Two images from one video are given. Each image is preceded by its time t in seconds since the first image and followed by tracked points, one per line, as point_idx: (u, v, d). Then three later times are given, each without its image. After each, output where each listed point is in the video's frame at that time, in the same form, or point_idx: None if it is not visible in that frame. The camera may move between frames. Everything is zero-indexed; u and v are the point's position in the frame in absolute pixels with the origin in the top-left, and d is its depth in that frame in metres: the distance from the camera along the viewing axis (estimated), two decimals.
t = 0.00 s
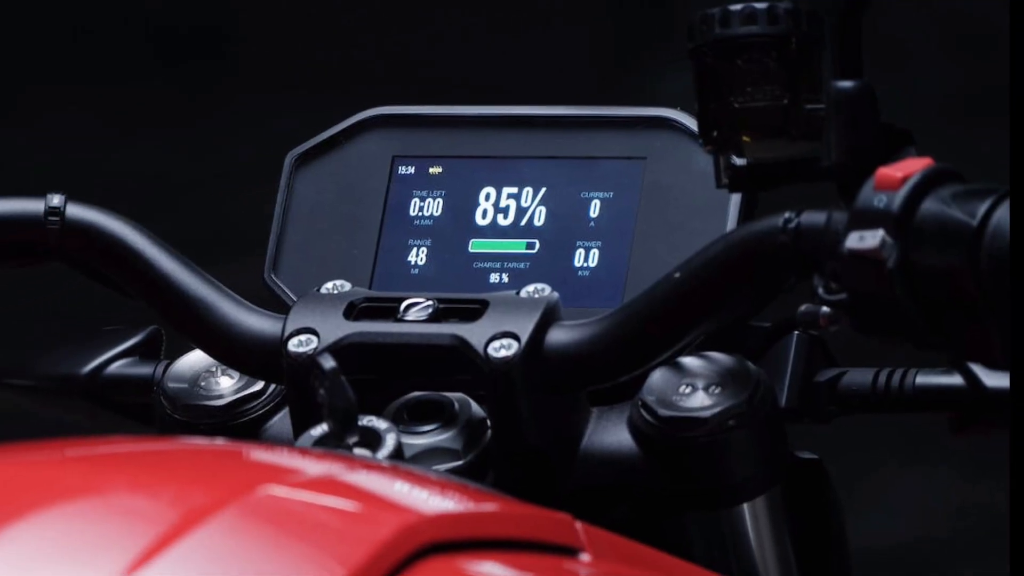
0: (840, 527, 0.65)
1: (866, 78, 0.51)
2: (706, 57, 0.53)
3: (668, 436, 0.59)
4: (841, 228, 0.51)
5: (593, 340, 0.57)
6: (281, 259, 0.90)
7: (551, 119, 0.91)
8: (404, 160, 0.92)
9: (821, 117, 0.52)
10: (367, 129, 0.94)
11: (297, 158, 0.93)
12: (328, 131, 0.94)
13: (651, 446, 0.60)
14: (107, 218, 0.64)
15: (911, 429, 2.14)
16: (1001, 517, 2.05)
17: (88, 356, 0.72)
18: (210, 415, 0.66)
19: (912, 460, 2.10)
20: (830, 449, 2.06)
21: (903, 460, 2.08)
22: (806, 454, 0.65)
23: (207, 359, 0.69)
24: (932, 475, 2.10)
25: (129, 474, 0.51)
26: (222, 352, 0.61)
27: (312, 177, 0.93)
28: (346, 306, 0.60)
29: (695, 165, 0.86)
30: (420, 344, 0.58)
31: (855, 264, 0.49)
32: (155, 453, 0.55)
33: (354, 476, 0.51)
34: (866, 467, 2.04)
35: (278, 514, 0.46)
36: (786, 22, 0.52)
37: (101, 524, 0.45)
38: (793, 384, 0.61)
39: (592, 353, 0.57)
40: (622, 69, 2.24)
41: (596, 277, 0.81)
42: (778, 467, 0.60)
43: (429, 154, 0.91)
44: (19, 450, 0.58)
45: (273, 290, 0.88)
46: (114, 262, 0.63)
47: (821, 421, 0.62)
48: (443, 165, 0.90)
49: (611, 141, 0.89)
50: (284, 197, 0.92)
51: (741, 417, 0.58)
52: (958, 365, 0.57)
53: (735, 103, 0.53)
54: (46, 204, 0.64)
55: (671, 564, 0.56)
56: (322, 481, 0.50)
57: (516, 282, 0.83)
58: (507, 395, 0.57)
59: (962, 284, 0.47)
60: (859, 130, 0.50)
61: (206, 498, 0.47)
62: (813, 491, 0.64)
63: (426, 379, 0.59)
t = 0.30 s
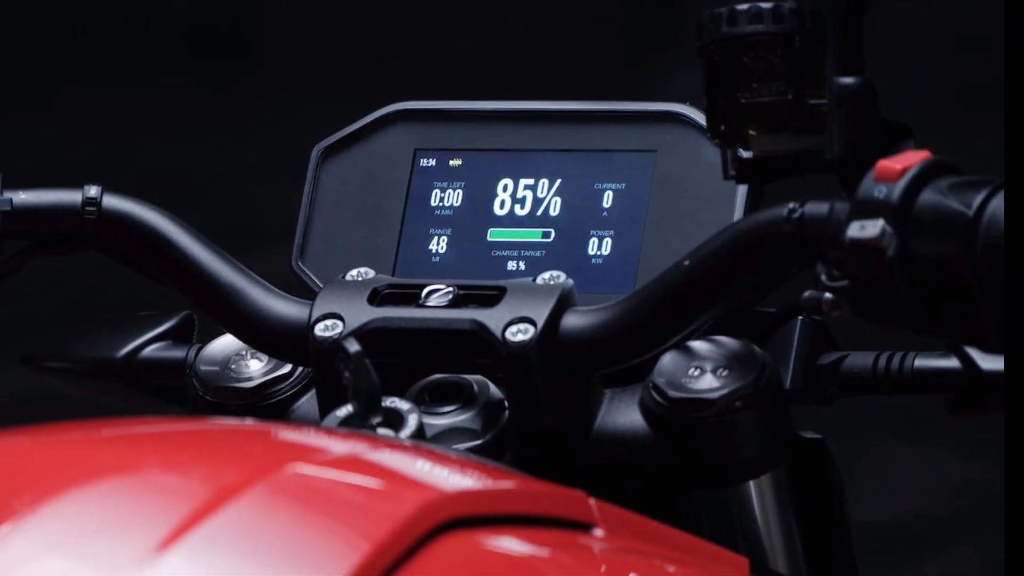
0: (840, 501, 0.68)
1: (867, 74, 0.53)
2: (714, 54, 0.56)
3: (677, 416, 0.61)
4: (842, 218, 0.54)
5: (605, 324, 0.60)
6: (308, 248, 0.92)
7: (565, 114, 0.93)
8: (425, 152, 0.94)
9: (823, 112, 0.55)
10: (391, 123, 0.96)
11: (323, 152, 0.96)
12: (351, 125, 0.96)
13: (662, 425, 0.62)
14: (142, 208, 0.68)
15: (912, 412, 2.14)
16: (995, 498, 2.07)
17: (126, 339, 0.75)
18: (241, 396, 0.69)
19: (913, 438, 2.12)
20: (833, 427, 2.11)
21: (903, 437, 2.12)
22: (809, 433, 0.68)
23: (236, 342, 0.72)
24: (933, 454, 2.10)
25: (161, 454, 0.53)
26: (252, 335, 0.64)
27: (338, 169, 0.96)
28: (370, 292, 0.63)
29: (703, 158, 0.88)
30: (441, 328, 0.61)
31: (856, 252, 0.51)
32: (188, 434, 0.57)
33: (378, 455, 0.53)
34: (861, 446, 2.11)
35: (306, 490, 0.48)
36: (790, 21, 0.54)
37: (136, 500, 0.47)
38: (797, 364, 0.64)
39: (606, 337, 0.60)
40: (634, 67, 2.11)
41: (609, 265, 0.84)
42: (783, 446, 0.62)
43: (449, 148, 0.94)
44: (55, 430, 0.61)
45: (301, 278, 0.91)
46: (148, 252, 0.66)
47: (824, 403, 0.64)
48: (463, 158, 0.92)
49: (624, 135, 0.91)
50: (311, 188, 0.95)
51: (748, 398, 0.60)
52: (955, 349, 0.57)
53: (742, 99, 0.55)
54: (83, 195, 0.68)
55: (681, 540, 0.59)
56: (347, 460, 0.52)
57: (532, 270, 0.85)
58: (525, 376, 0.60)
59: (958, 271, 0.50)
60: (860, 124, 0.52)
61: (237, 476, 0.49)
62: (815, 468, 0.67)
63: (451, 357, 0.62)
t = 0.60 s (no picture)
0: (842, 480, 0.71)
1: (868, 70, 0.55)
2: (721, 52, 0.59)
3: (685, 398, 0.63)
4: (844, 208, 0.56)
5: (617, 311, 0.62)
6: (333, 236, 0.95)
7: (578, 110, 0.96)
8: (445, 146, 0.97)
9: (825, 107, 0.58)
10: (412, 118, 0.99)
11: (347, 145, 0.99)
12: (375, 119, 0.99)
13: (671, 407, 0.65)
14: (175, 200, 0.72)
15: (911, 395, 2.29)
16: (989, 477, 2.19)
17: (160, 325, 0.79)
18: (268, 379, 0.72)
19: (911, 420, 2.24)
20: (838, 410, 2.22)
21: (903, 420, 2.23)
22: (812, 415, 0.71)
23: (265, 327, 0.75)
24: (926, 435, 2.23)
25: (191, 435, 0.56)
26: (279, 321, 0.67)
27: (361, 161, 0.98)
28: (392, 279, 0.66)
29: (710, 151, 0.90)
30: (460, 314, 0.63)
31: (857, 241, 0.54)
32: (219, 415, 0.59)
33: (399, 436, 0.55)
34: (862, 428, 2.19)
35: (330, 469, 0.50)
36: (794, 20, 0.57)
37: (167, 479, 0.49)
38: (801, 349, 0.66)
39: (617, 321, 0.62)
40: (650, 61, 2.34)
41: (620, 254, 0.87)
42: (787, 427, 0.65)
43: (467, 141, 0.96)
44: (90, 411, 0.63)
45: (326, 267, 0.94)
46: (181, 240, 0.70)
47: (826, 386, 0.67)
48: (481, 151, 0.95)
49: (633, 130, 0.93)
50: (335, 180, 0.97)
51: (753, 381, 0.62)
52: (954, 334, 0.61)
53: (748, 94, 0.58)
54: (117, 186, 0.72)
55: (689, 517, 0.61)
56: (370, 440, 0.54)
57: (547, 259, 0.88)
58: (539, 360, 0.63)
59: (954, 258, 0.52)
60: (861, 119, 0.55)
61: (264, 455, 0.51)
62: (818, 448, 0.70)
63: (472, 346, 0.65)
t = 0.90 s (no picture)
0: (844, 464, 0.74)
1: (870, 68, 0.57)
2: (727, 50, 0.61)
3: (694, 382, 0.66)
4: (846, 200, 0.59)
5: (628, 298, 0.65)
6: (356, 227, 0.98)
7: (591, 105, 0.98)
8: (463, 140, 0.99)
9: (827, 102, 0.60)
10: (432, 112, 1.01)
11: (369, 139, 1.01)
12: (396, 113, 1.01)
13: (680, 391, 0.67)
14: (204, 192, 0.75)
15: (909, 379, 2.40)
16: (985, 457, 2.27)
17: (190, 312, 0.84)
18: (293, 363, 0.75)
19: (907, 402, 2.35)
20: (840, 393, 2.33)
21: (900, 401, 2.35)
22: (815, 399, 0.74)
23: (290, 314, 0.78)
24: (923, 419, 2.32)
25: (218, 418, 0.58)
26: (305, 309, 0.70)
27: (382, 155, 1.01)
28: (413, 268, 0.69)
29: (718, 145, 0.93)
30: (478, 302, 0.66)
31: (858, 231, 0.56)
32: (246, 398, 0.62)
33: (419, 418, 0.57)
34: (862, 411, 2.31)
35: (352, 450, 0.52)
36: (797, 19, 0.60)
37: (196, 459, 0.51)
38: (805, 335, 0.69)
39: (629, 308, 0.65)
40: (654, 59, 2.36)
41: (631, 243, 0.89)
42: (791, 411, 0.67)
43: (485, 136, 0.99)
44: (122, 394, 0.66)
45: (350, 256, 0.97)
46: (209, 229, 0.74)
47: (829, 370, 0.69)
48: (497, 145, 0.97)
49: (643, 124, 0.96)
50: (358, 173, 1.00)
51: (759, 364, 0.65)
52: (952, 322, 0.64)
53: (754, 90, 0.60)
54: (148, 178, 0.76)
55: (698, 497, 0.63)
56: (392, 422, 0.56)
57: (561, 248, 0.91)
58: (553, 346, 0.65)
59: (950, 248, 0.54)
60: (862, 115, 0.57)
61: (290, 436, 0.53)
62: (821, 431, 0.73)
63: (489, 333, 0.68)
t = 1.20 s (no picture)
0: (844, 443, 0.77)
1: (870, 66, 0.60)
2: (734, 48, 0.63)
3: (702, 366, 0.68)
4: (848, 191, 0.60)
5: (640, 285, 0.68)
6: (376, 217, 1.00)
7: (602, 100, 1.00)
8: (480, 134, 1.01)
9: (829, 98, 0.63)
10: (450, 108, 1.03)
11: (388, 134, 1.04)
12: (414, 109, 1.03)
13: (689, 375, 0.69)
14: (231, 183, 0.79)
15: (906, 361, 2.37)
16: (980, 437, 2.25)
17: (217, 300, 0.87)
18: (317, 349, 0.79)
19: (907, 383, 2.32)
20: (842, 376, 2.30)
21: (900, 384, 2.31)
22: (818, 383, 0.77)
23: (313, 302, 0.82)
24: (927, 400, 2.30)
25: (244, 401, 0.59)
26: (329, 297, 0.73)
27: (402, 148, 1.03)
28: (431, 258, 0.72)
29: (725, 139, 0.94)
30: (493, 290, 0.69)
31: (859, 222, 0.59)
32: (271, 382, 0.64)
33: (438, 401, 0.59)
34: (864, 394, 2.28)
35: (374, 432, 0.54)
36: (801, 18, 0.62)
37: (224, 439, 0.52)
38: (808, 322, 0.71)
39: (640, 294, 0.68)
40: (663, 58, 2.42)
41: (641, 234, 0.92)
42: (796, 395, 0.70)
43: (501, 130, 1.01)
44: (149, 378, 0.69)
45: (370, 246, 0.99)
46: (234, 219, 0.77)
47: (831, 356, 0.72)
48: (513, 139, 1.00)
49: (650, 120, 0.98)
50: (379, 165, 1.03)
51: (764, 350, 0.67)
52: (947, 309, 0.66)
53: (759, 87, 0.62)
54: (177, 171, 0.80)
55: (706, 478, 0.66)
56: (412, 405, 0.58)
57: (574, 239, 0.93)
58: (567, 332, 0.68)
59: (949, 239, 0.56)
60: (863, 110, 0.60)
61: (314, 418, 0.55)
62: (823, 413, 0.76)
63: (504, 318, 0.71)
